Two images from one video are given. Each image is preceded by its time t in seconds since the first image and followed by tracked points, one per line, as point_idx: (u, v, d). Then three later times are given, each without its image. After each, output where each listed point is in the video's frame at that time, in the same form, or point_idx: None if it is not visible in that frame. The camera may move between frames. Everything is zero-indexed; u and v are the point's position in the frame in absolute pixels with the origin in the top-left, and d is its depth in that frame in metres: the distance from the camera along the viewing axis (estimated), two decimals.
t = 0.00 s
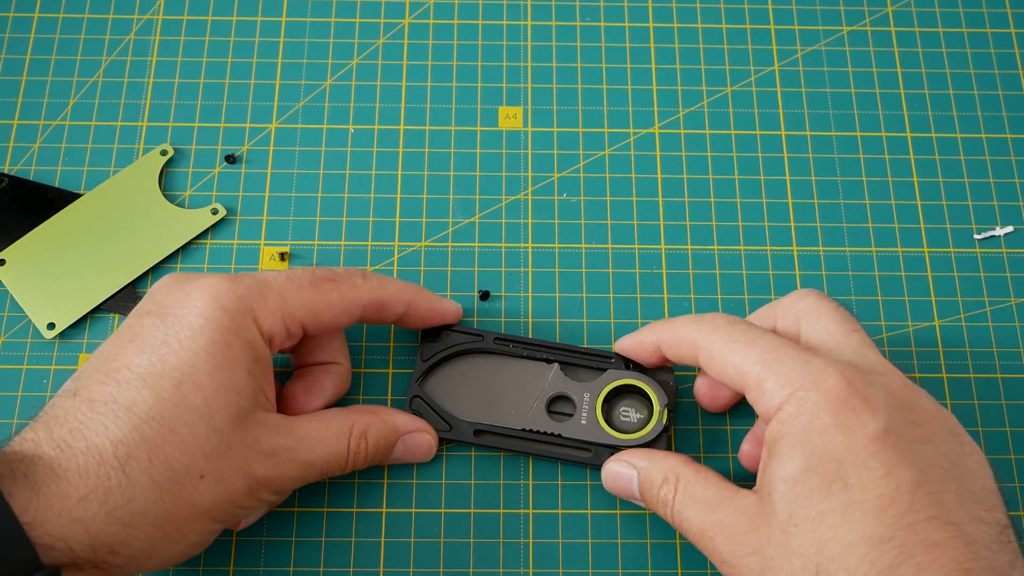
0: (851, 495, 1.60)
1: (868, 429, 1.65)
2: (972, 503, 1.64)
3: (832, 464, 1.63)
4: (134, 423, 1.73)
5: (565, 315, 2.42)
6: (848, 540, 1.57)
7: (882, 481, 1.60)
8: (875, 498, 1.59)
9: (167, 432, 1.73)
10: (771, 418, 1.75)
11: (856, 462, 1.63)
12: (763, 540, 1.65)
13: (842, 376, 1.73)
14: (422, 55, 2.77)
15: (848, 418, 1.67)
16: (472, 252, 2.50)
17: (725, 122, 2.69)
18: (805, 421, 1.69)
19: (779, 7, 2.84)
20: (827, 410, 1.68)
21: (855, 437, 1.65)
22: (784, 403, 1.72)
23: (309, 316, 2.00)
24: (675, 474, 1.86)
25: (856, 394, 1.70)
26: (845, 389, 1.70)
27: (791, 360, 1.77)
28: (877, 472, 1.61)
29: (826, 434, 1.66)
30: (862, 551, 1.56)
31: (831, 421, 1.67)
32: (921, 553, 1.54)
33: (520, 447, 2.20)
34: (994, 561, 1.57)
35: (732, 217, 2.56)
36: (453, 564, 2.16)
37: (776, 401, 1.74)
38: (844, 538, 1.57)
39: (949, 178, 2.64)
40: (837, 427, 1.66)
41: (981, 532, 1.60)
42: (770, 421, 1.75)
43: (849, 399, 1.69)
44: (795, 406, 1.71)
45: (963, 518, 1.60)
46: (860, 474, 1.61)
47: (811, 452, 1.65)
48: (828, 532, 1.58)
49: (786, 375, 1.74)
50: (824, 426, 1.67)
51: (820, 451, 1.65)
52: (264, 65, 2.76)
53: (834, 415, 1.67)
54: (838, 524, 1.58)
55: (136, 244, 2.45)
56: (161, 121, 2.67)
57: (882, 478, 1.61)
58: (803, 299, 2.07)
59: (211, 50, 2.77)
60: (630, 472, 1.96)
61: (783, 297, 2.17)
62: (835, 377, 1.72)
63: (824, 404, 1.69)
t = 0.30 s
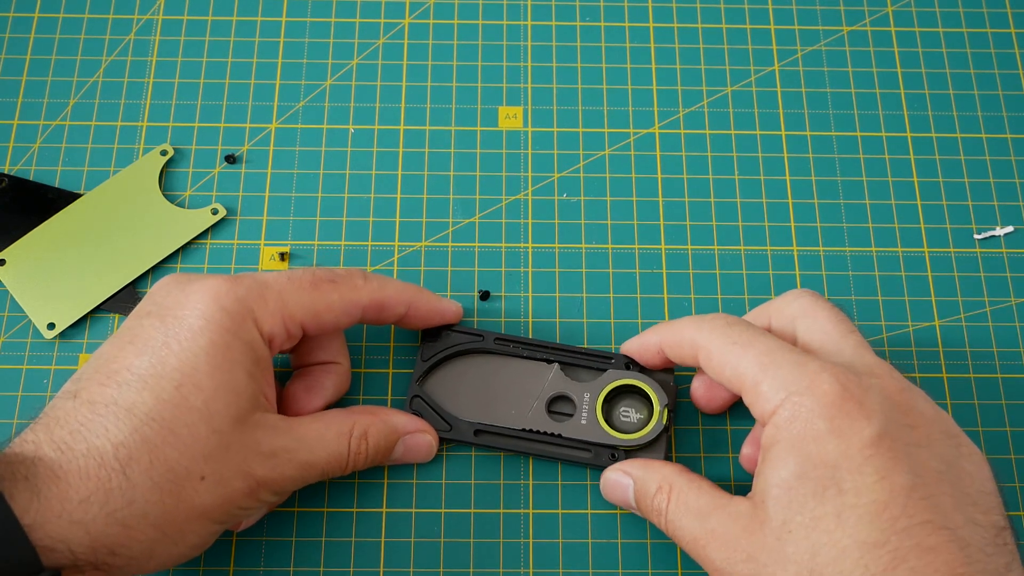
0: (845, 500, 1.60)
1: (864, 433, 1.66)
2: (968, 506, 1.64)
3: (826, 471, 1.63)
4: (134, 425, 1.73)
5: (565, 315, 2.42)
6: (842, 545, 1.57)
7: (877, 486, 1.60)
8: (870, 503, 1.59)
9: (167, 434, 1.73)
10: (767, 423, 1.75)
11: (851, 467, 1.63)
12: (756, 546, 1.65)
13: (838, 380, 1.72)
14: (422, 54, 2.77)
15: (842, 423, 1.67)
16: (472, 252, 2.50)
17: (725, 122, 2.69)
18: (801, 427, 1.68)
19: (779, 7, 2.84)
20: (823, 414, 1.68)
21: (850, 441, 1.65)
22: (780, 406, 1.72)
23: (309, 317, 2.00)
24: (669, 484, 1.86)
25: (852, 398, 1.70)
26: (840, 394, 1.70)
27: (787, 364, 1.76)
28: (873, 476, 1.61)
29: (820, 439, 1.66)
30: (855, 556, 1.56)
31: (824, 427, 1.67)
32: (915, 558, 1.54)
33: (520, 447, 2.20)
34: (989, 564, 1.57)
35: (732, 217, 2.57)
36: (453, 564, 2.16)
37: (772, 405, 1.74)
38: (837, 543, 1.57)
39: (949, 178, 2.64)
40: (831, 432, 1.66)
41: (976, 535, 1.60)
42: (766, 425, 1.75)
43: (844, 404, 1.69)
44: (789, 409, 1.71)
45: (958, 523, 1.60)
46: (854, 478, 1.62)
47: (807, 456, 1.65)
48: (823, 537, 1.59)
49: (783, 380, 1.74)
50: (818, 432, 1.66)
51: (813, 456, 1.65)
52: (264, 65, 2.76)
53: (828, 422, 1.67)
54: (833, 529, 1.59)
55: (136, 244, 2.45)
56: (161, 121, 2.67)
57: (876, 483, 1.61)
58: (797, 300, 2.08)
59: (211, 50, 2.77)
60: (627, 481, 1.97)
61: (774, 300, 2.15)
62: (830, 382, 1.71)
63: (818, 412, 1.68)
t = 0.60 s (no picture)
0: (843, 497, 1.60)
1: (861, 429, 1.66)
2: (965, 502, 1.64)
3: (823, 467, 1.63)
4: (134, 425, 1.73)
5: (565, 315, 2.42)
6: (840, 542, 1.57)
7: (874, 482, 1.60)
8: (867, 499, 1.59)
9: (167, 435, 1.73)
10: (763, 420, 1.75)
11: (848, 464, 1.63)
12: (754, 543, 1.65)
13: (834, 378, 1.72)
14: (422, 55, 2.77)
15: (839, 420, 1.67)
16: (472, 252, 2.50)
17: (725, 122, 2.68)
18: (798, 424, 1.68)
19: (779, 7, 2.84)
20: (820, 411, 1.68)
21: (848, 438, 1.65)
22: (776, 404, 1.72)
23: (309, 317, 2.00)
24: (664, 482, 1.87)
25: (849, 395, 1.70)
26: (837, 392, 1.70)
27: (785, 361, 1.76)
28: (870, 472, 1.62)
29: (818, 437, 1.66)
30: (854, 552, 1.56)
31: (821, 424, 1.67)
32: (913, 553, 1.54)
33: (519, 447, 2.20)
34: (988, 560, 1.57)
35: (732, 217, 2.56)
36: (453, 564, 2.16)
37: (768, 402, 1.74)
38: (834, 539, 1.57)
39: (949, 178, 2.64)
40: (828, 429, 1.66)
41: (974, 531, 1.60)
42: (762, 422, 1.75)
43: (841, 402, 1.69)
44: (786, 407, 1.71)
45: (957, 519, 1.60)
46: (851, 474, 1.62)
47: (804, 453, 1.65)
48: (821, 533, 1.59)
49: (780, 378, 1.74)
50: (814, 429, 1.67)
51: (810, 453, 1.65)
52: (264, 65, 2.76)
53: (826, 419, 1.67)
54: (832, 525, 1.58)
55: (136, 243, 2.45)
56: (161, 120, 2.67)
57: (873, 478, 1.61)
58: (794, 299, 2.07)
59: (211, 50, 2.77)
60: (625, 480, 1.98)
61: (775, 297, 2.16)
62: (826, 380, 1.71)
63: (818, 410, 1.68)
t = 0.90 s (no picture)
0: (841, 497, 1.60)
1: (857, 429, 1.66)
2: (964, 501, 1.64)
3: (820, 468, 1.63)
4: (134, 427, 1.73)
5: (565, 315, 2.42)
6: (839, 542, 1.57)
7: (871, 482, 1.61)
8: (865, 498, 1.59)
9: (166, 437, 1.73)
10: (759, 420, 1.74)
11: (846, 464, 1.63)
12: (751, 545, 1.65)
13: (831, 378, 1.73)
14: (422, 55, 2.77)
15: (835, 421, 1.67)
16: (472, 252, 2.50)
17: (725, 122, 2.68)
18: (795, 425, 1.68)
19: (780, 7, 2.83)
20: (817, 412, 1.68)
21: (845, 439, 1.65)
22: (773, 403, 1.72)
23: (309, 317, 1.99)
24: (661, 485, 1.87)
25: (846, 396, 1.70)
26: (833, 392, 1.70)
27: (782, 361, 1.76)
28: (867, 471, 1.62)
29: (816, 437, 1.66)
30: (853, 552, 1.56)
31: (819, 425, 1.67)
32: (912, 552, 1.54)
33: (519, 449, 2.20)
34: (987, 558, 1.56)
35: (732, 217, 2.57)
36: (453, 564, 2.16)
37: (764, 402, 1.74)
38: (833, 539, 1.57)
39: (949, 178, 2.64)
40: (825, 430, 1.66)
41: (973, 529, 1.60)
42: (759, 422, 1.74)
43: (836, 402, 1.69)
44: (781, 407, 1.71)
45: (955, 517, 1.59)
46: (849, 474, 1.62)
47: (802, 453, 1.65)
48: (820, 535, 1.58)
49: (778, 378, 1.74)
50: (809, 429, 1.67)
51: (808, 454, 1.65)
52: (264, 65, 2.76)
53: (822, 420, 1.67)
54: (830, 525, 1.58)
55: (136, 244, 2.45)
56: (161, 120, 2.67)
57: (871, 478, 1.61)
58: (790, 298, 2.08)
59: (211, 50, 2.77)
60: (624, 482, 1.98)
61: (771, 296, 2.16)
62: (823, 381, 1.72)
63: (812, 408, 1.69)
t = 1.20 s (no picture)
0: (841, 498, 1.60)
1: (856, 431, 1.66)
2: (963, 500, 1.64)
3: (820, 469, 1.63)
4: (132, 429, 1.73)
5: (565, 315, 2.42)
6: (839, 543, 1.57)
7: (870, 483, 1.61)
8: (864, 499, 1.59)
9: (165, 440, 1.73)
10: (759, 422, 1.74)
11: (845, 465, 1.63)
12: (753, 547, 1.65)
13: (830, 379, 1.73)
14: (422, 55, 2.77)
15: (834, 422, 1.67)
16: (472, 252, 2.50)
17: (725, 122, 2.68)
18: (795, 426, 1.68)
19: (779, 7, 2.83)
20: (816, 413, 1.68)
21: (844, 440, 1.65)
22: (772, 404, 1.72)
23: (309, 316, 1.99)
24: (669, 482, 1.85)
25: (845, 397, 1.71)
26: (832, 393, 1.70)
27: (781, 362, 1.76)
28: (867, 472, 1.62)
29: (815, 439, 1.66)
30: (853, 553, 1.56)
31: (817, 426, 1.67)
32: (911, 553, 1.54)
33: (519, 449, 2.20)
34: (986, 558, 1.57)
35: (732, 217, 2.57)
36: (453, 564, 2.16)
37: (764, 404, 1.74)
38: (832, 540, 1.57)
39: (949, 178, 2.64)
40: (824, 431, 1.66)
41: (972, 529, 1.60)
42: (758, 423, 1.74)
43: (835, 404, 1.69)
44: (780, 409, 1.71)
45: (954, 518, 1.60)
46: (848, 475, 1.62)
47: (801, 454, 1.65)
48: (820, 535, 1.59)
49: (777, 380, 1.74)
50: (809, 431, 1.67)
51: (808, 455, 1.65)
52: (264, 65, 2.76)
53: (821, 421, 1.67)
54: (830, 527, 1.58)
55: (136, 244, 2.45)
56: (161, 120, 2.67)
57: (870, 479, 1.61)
58: (789, 298, 2.08)
59: (211, 50, 2.77)
60: (628, 479, 1.96)
61: (770, 297, 2.16)
62: (821, 382, 1.72)
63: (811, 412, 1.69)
